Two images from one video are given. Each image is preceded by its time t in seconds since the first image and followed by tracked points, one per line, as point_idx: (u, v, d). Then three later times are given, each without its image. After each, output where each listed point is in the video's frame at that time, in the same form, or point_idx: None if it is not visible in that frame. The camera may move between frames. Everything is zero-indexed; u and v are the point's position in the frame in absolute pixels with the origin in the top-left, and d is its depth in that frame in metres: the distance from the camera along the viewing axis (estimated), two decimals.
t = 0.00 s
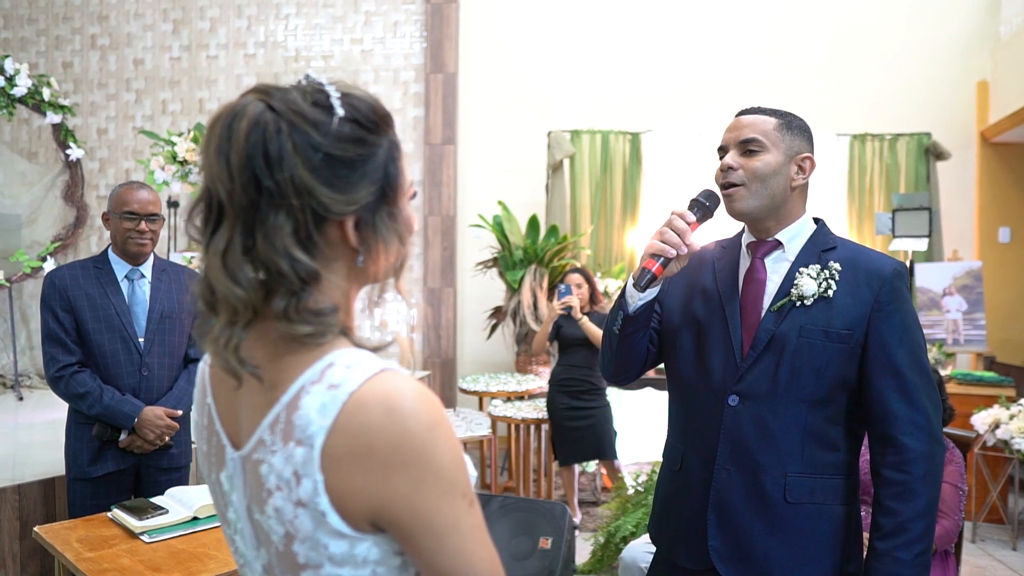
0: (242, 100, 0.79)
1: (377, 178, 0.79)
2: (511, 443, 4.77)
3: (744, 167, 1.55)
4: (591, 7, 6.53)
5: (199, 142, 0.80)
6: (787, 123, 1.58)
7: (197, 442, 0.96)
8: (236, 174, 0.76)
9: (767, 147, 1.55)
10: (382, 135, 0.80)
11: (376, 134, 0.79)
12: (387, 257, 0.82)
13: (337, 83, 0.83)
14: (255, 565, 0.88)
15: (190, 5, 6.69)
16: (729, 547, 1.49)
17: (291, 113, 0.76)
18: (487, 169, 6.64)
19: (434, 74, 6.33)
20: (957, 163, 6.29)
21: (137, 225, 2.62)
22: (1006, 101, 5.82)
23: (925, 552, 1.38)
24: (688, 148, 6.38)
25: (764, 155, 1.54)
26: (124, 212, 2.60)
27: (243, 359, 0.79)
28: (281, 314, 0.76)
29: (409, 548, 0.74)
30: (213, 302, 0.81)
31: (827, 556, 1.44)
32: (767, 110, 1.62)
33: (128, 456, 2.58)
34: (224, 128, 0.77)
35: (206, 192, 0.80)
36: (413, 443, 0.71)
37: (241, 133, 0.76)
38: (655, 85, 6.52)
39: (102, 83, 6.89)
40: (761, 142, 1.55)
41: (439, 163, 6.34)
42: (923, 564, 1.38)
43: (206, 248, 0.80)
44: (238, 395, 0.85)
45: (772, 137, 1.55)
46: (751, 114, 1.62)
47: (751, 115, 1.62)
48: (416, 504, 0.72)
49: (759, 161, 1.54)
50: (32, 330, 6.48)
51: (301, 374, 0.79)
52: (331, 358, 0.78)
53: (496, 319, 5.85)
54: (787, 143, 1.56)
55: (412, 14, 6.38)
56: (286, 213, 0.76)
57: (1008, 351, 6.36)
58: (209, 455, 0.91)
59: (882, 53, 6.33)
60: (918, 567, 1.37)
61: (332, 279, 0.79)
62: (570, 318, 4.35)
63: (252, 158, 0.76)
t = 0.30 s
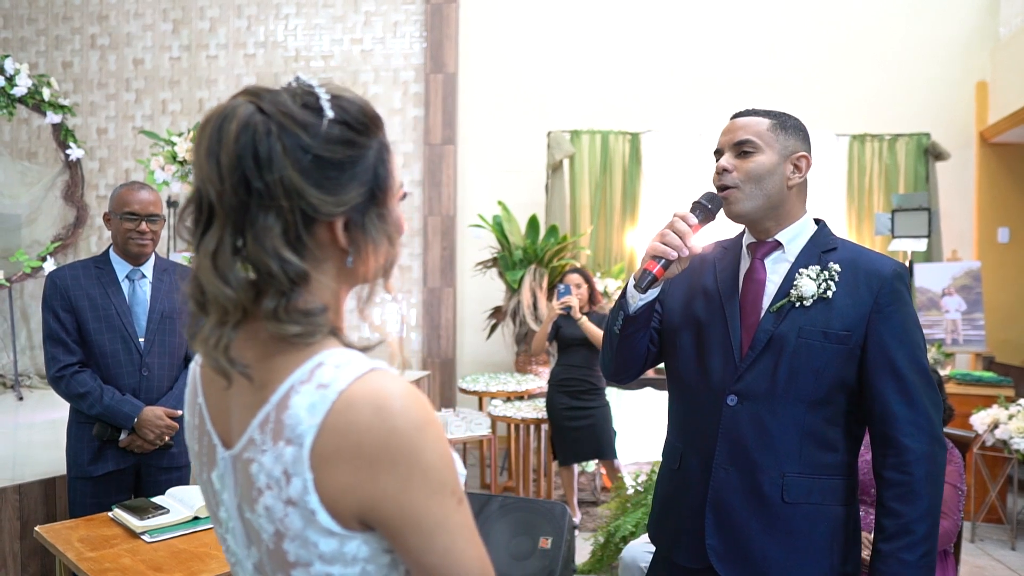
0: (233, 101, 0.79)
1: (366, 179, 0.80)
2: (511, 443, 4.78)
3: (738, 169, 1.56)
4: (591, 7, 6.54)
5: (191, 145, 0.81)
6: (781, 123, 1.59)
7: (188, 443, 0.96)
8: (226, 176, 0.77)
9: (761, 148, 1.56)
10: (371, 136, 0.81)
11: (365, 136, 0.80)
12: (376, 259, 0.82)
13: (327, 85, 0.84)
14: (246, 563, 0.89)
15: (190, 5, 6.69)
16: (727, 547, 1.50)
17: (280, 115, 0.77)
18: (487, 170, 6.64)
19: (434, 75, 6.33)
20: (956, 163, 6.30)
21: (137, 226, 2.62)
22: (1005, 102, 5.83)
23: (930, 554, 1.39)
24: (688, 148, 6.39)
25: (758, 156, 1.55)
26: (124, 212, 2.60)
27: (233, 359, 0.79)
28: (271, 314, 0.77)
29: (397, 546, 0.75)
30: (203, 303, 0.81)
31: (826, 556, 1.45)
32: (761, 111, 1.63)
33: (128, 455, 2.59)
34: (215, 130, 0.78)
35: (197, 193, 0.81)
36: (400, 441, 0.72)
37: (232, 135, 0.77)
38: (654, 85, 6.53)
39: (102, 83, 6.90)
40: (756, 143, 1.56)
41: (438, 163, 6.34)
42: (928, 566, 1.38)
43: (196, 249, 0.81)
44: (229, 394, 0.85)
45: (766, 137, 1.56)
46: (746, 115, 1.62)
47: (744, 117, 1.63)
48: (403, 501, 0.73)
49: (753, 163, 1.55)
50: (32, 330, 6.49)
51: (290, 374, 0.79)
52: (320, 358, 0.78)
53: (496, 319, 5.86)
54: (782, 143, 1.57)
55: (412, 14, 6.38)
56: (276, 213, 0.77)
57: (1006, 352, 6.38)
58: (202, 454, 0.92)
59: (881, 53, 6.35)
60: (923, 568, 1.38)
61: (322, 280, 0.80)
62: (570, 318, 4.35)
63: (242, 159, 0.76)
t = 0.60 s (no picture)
0: (223, 101, 0.80)
1: (355, 178, 0.79)
2: (512, 443, 4.77)
3: (743, 168, 1.56)
4: (591, 7, 6.54)
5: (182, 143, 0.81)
6: (785, 124, 1.59)
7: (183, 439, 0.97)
8: (214, 175, 0.77)
9: (766, 149, 1.56)
10: (361, 136, 0.80)
11: (354, 135, 0.80)
12: (366, 259, 0.82)
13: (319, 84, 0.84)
14: (237, 561, 0.88)
15: (190, 5, 6.69)
16: (725, 545, 1.50)
17: (268, 115, 0.77)
18: (487, 170, 6.64)
19: (434, 74, 6.33)
20: (956, 163, 6.30)
21: (139, 226, 2.62)
22: (1005, 102, 5.84)
23: (923, 553, 1.38)
24: (687, 148, 6.39)
25: (763, 157, 1.55)
26: (126, 213, 2.60)
27: (221, 357, 0.80)
28: (259, 313, 0.77)
29: (383, 545, 0.75)
30: (193, 301, 0.82)
31: (822, 555, 1.45)
32: (766, 111, 1.63)
33: (129, 455, 2.59)
34: (203, 129, 0.78)
35: (188, 192, 0.81)
36: (387, 439, 0.71)
37: (220, 134, 0.77)
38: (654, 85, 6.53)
39: (101, 82, 6.89)
40: (760, 144, 1.56)
41: (438, 163, 6.34)
42: (922, 565, 1.38)
43: (186, 247, 0.81)
44: (220, 393, 0.85)
45: (771, 138, 1.56)
46: (750, 115, 1.62)
47: (749, 117, 1.63)
48: (389, 501, 0.72)
49: (758, 163, 1.55)
50: (33, 329, 6.48)
51: (277, 372, 0.79)
52: (308, 356, 0.78)
53: (496, 319, 5.85)
54: (786, 144, 1.57)
55: (412, 14, 6.38)
56: (263, 213, 0.77)
57: (1006, 351, 6.39)
58: (194, 451, 0.92)
59: (881, 53, 6.35)
60: (916, 567, 1.38)
61: (311, 280, 0.80)
62: (569, 318, 4.35)
63: (229, 158, 0.76)
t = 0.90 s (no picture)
0: (214, 99, 0.80)
1: (344, 175, 0.79)
2: (512, 443, 4.77)
3: (742, 167, 1.56)
4: (591, 7, 6.54)
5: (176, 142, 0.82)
6: (784, 123, 1.59)
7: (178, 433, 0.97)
8: (203, 173, 0.78)
9: (765, 148, 1.56)
10: (351, 133, 0.80)
11: (344, 133, 0.79)
12: (358, 257, 0.81)
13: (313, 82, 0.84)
14: (224, 555, 0.88)
15: (190, 5, 6.67)
16: (723, 543, 1.50)
17: (257, 113, 0.77)
18: (487, 169, 6.64)
19: (434, 74, 6.33)
20: (956, 162, 6.30)
21: (142, 225, 2.62)
22: (1004, 102, 5.84)
23: (921, 551, 1.38)
24: (687, 147, 6.39)
25: (763, 156, 1.55)
26: (129, 212, 2.60)
27: (209, 353, 0.81)
28: (246, 309, 0.77)
29: (365, 542, 0.74)
30: (185, 298, 0.82)
31: (821, 554, 1.45)
32: (765, 110, 1.63)
33: (131, 454, 2.59)
34: (193, 128, 0.79)
35: (181, 191, 0.82)
36: (370, 433, 0.71)
37: (209, 132, 0.77)
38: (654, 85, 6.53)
39: (101, 82, 6.88)
40: (760, 143, 1.56)
41: (438, 163, 6.33)
42: (920, 563, 1.38)
43: (179, 245, 0.82)
44: (209, 387, 0.85)
45: (770, 137, 1.56)
46: (750, 114, 1.62)
47: (748, 116, 1.63)
48: (370, 496, 0.72)
49: (757, 161, 1.55)
50: (33, 329, 6.48)
51: (263, 365, 0.78)
52: (294, 350, 0.78)
53: (496, 319, 5.85)
54: (786, 143, 1.57)
55: (412, 14, 6.38)
56: (251, 210, 0.77)
57: (1005, 351, 6.39)
58: (187, 444, 0.92)
59: (881, 53, 6.35)
60: (913, 566, 1.38)
61: (301, 277, 0.79)
62: (569, 317, 4.35)
63: (217, 156, 0.77)
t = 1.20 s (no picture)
0: (208, 97, 0.80)
1: (335, 172, 0.79)
2: (512, 442, 4.77)
3: (742, 166, 1.56)
4: (591, 7, 6.53)
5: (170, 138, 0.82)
6: (784, 122, 1.59)
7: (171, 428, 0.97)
8: (195, 169, 0.78)
9: (764, 147, 1.55)
10: (344, 131, 0.80)
11: (336, 131, 0.79)
12: (349, 254, 0.81)
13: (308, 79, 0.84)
14: (211, 551, 0.88)
15: (189, 4, 6.67)
16: (723, 542, 1.50)
17: (248, 110, 0.77)
18: (487, 169, 6.64)
19: (434, 74, 6.32)
20: (956, 162, 6.30)
21: (143, 225, 2.61)
22: (1004, 102, 5.84)
23: (923, 550, 1.38)
24: (687, 147, 6.39)
25: (762, 155, 1.55)
26: (130, 211, 2.59)
27: (200, 346, 0.80)
28: (235, 304, 0.77)
29: (351, 538, 0.74)
30: (176, 293, 0.82)
31: (821, 553, 1.45)
32: (765, 109, 1.63)
33: (134, 453, 2.59)
34: (186, 124, 0.79)
35: (175, 187, 0.82)
36: (354, 427, 0.71)
37: (200, 128, 0.77)
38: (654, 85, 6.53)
39: (100, 82, 6.86)
40: (759, 141, 1.56)
41: (438, 162, 6.33)
42: (922, 563, 1.38)
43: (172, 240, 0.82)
44: (200, 382, 0.85)
45: (769, 136, 1.56)
46: (749, 113, 1.62)
47: (748, 114, 1.63)
48: (354, 490, 0.72)
49: (757, 160, 1.55)
50: (33, 330, 6.47)
51: (251, 357, 0.78)
52: (282, 343, 0.77)
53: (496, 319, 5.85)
54: (785, 142, 1.56)
55: (412, 13, 6.37)
56: (242, 205, 0.77)
57: (1005, 350, 6.40)
58: (178, 439, 0.91)
59: (880, 53, 6.35)
60: (916, 565, 1.38)
61: (291, 274, 0.79)
62: (569, 317, 4.34)
63: (208, 152, 0.77)
